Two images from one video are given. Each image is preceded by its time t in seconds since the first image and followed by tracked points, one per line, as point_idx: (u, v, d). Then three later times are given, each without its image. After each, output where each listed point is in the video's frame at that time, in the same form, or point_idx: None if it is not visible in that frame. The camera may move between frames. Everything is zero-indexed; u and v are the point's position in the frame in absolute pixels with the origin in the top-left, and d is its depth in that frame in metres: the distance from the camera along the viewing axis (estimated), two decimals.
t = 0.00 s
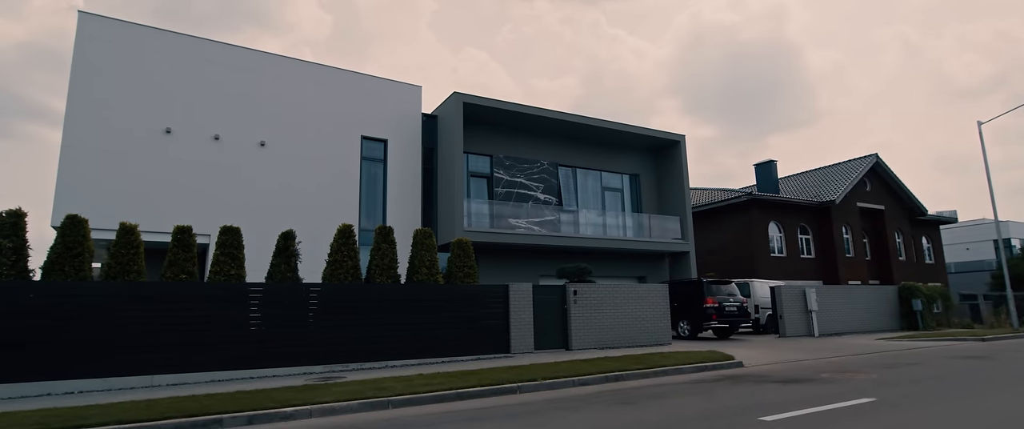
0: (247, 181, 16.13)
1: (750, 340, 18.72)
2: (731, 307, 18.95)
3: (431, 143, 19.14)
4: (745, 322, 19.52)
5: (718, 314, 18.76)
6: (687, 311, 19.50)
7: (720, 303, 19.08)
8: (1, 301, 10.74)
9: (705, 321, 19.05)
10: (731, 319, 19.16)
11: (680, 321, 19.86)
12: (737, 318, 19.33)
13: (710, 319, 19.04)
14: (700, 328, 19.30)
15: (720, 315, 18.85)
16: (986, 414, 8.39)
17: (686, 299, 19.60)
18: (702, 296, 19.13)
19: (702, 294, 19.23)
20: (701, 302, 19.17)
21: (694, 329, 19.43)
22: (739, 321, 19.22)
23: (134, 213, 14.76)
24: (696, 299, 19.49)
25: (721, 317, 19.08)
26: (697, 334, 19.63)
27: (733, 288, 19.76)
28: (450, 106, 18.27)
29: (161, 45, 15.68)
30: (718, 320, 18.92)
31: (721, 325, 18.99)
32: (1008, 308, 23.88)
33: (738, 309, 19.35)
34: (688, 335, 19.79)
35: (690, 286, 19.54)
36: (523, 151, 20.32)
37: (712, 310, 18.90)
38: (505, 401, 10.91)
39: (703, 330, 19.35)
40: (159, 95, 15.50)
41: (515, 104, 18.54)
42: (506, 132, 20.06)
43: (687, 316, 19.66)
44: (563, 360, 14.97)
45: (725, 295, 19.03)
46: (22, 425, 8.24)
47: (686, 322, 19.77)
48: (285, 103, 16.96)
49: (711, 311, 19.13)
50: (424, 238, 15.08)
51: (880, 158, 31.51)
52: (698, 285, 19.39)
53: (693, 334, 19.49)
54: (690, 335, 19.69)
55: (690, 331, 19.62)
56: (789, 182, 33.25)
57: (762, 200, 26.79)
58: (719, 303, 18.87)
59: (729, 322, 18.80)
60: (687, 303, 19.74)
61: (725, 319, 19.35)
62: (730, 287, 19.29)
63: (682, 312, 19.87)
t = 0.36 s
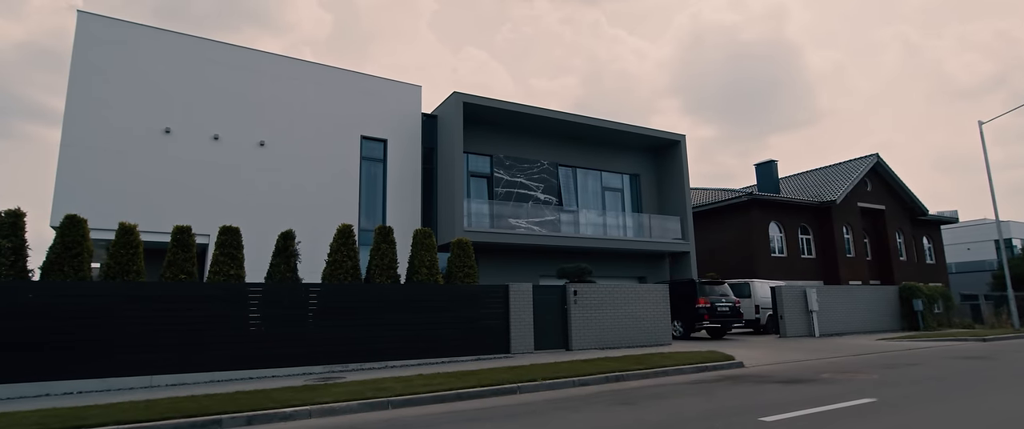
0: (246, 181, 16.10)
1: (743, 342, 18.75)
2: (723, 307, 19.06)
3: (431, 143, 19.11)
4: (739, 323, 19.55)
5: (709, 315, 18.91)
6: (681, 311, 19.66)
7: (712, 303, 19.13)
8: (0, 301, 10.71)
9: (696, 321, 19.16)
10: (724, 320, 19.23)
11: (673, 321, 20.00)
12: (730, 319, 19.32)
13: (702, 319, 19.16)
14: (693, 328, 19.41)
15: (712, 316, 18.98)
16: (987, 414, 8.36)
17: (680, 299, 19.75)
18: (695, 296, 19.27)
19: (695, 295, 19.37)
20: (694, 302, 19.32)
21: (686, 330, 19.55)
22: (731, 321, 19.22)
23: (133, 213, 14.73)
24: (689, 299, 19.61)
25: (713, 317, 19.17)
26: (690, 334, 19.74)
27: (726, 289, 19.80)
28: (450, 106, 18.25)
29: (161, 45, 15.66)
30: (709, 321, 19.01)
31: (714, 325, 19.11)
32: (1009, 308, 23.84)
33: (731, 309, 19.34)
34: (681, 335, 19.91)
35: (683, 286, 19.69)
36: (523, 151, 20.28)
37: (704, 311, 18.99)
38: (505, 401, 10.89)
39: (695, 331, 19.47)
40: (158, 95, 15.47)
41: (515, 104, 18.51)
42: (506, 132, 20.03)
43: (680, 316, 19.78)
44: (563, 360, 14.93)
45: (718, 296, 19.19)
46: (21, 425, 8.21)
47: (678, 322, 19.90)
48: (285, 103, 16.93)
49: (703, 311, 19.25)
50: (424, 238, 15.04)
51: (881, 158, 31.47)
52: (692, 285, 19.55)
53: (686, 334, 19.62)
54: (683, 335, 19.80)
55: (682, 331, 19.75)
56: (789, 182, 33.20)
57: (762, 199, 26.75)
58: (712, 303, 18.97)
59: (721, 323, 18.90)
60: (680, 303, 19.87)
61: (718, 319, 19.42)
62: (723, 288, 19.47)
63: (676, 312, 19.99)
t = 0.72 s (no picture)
0: (247, 181, 16.08)
1: (744, 341, 18.80)
2: (722, 307, 19.05)
3: (431, 143, 19.09)
4: (738, 322, 19.53)
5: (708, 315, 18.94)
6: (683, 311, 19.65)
7: (711, 304, 19.11)
8: (1, 302, 10.69)
9: (694, 322, 19.15)
10: (723, 320, 19.25)
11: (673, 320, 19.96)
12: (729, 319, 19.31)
13: (701, 319, 19.16)
14: (693, 328, 19.39)
15: (710, 316, 19.00)
16: (990, 415, 8.31)
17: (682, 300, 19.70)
18: (693, 297, 19.27)
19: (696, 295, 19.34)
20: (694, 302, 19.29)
21: (685, 330, 19.55)
22: (730, 321, 19.21)
23: (133, 213, 14.71)
24: (689, 299, 19.58)
25: (712, 318, 19.15)
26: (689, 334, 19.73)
27: (726, 289, 19.73)
28: (451, 105, 18.23)
29: (162, 45, 15.65)
30: (708, 321, 19.01)
31: (713, 325, 19.12)
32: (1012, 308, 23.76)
33: (730, 309, 19.33)
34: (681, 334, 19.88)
35: (684, 287, 19.63)
36: (524, 150, 20.24)
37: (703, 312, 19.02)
38: (506, 402, 10.84)
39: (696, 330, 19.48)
40: (159, 95, 15.45)
41: (517, 103, 18.47)
42: (507, 132, 19.99)
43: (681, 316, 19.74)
44: (564, 361, 14.88)
45: (717, 296, 19.19)
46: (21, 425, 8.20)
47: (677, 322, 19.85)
48: (285, 103, 16.91)
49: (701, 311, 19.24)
50: (424, 238, 15.02)
51: (883, 158, 31.39)
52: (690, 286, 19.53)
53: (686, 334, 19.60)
54: (682, 335, 19.80)
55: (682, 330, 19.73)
56: (791, 182, 33.11)
57: (764, 199, 26.69)
58: (710, 304, 18.98)
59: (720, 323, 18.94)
60: (679, 303, 19.84)
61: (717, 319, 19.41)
62: (722, 288, 19.46)
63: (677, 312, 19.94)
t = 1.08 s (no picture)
0: (247, 181, 16.05)
1: (744, 341, 18.87)
2: (722, 308, 19.01)
3: (431, 143, 19.06)
4: (738, 323, 19.48)
5: (709, 316, 18.90)
6: (683, 311, 19.64)
7: (711, 304, 19.07)
8: None
9: (694, 322, 19.13)
10: (723, 321, 19.21)
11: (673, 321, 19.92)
12: (729, 320, 19.25)
13: (702, 320, 19.12)
14: (693, 329, 19.38)
15: (711, 317, 18.98)
16: (991, 415, 8.27)
17: (681, 301, 19.69)
18: (694, 297, 19.23)
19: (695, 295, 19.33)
20: (693, 303, 19.27)
21: (685, 330, 19.51)
22: (731, 322, 19.16)
23: (132, 213, 14.67)
24: (689, 300, 19.56)
25: (712, 319, 19.12)
26: (690, 334, 19.69)
27: (727, 290, 19.69)
28: (450, 106, 18.20)
29: (161, 45, 15.61)
30: (707, 322, 18.97)
31: (713, 326, 19.09)
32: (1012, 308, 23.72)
33: (730, 310, 19.29)
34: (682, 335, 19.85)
35: (684, 287, 19.61)
36: (524, 150, 20.21)
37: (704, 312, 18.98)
38: (505, 402, 10.80)
39: (696, 331, 19.48)
40: (158, 95, 15.41)
41: (517, 103, 18.44)
42: (506, 131, 19.95)
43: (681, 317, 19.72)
44: (564, 361, 14.84)
45: (717, 297, 19.16)
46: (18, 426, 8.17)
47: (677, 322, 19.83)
48: (284, 103, 16.87)
49: (701, 312, 19.22)
50: (424, 238, 14.99)
51: (883, 158, 31.35)
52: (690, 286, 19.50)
53: (686, 335, 19.57)
54: (682, 335, 19.77)
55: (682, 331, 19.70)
56: (791, 182, 33.06)
57: (764, 199, 26.65)
58: (711, 305, 18.95)
59: (720, 324, 18.90)
60: (679, 304, 19.80)
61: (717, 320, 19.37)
62: (722, 288, 19.41)
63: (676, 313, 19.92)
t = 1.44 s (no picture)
0: (246, 181, 16.01)
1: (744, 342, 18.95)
2: (722, 308, 18.95)
3: (431, 142, 19.02)
4: (738, 323, 19.43)
5: (709, 316, 18.86)
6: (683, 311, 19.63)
7: (711, 305, 19.03)
8: None
9: (695, 322, 19.10)
10: (723, 321, 19.16)
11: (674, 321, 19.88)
12: (729, 320, 19.19)
13: (702, 320, 19.08)
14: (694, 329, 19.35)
15: (711, 317, 18.94)
16: (992, 415, 8.23)
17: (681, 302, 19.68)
18: (694, 297, 19.20)
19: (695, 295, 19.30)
20: (693, 303, 19.24)
21: (685, 330, 19.48)
22: (731, 322, 19.11)
23: (131, 213, 14.63)
24: (689, 300, 19.53)
25: (712, 319, 19.08)
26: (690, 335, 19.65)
27: (727, 290, 19.64)
28: (450, 105, 18.17)
29: (160, 45, 15.57)
30: (708, 322, 18.94)
31: (713, 326, 19.05)
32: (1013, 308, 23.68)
33: (730, 310, 19.25)
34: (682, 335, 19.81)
35: (684, 287, 19.59)
36: (524, 150, 20.17)
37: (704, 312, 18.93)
38: (505, 403, 10.76)
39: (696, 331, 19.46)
40: (157, 94, 15.38)
41: (517, 103, 18.40)
42: (506, 131, 19.91)
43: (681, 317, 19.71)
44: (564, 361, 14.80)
45: (717, 297, 19.12)
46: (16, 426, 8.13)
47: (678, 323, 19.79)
48: (284, 103, 16.83)
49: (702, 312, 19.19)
50: (423, 238, 14.93)
51: (884, 158, 31.29)
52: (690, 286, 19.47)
53: (686, 335, 19.54)
54: (683, 335, 19.72)
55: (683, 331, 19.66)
56: (792, 182, 33.00)
57: (764, 199, 26.61)
58: (711, 305, 18.90)
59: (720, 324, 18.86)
60: (679, 304, 19.77)
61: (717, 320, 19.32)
62: (722, 288, 19.37)
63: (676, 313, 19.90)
